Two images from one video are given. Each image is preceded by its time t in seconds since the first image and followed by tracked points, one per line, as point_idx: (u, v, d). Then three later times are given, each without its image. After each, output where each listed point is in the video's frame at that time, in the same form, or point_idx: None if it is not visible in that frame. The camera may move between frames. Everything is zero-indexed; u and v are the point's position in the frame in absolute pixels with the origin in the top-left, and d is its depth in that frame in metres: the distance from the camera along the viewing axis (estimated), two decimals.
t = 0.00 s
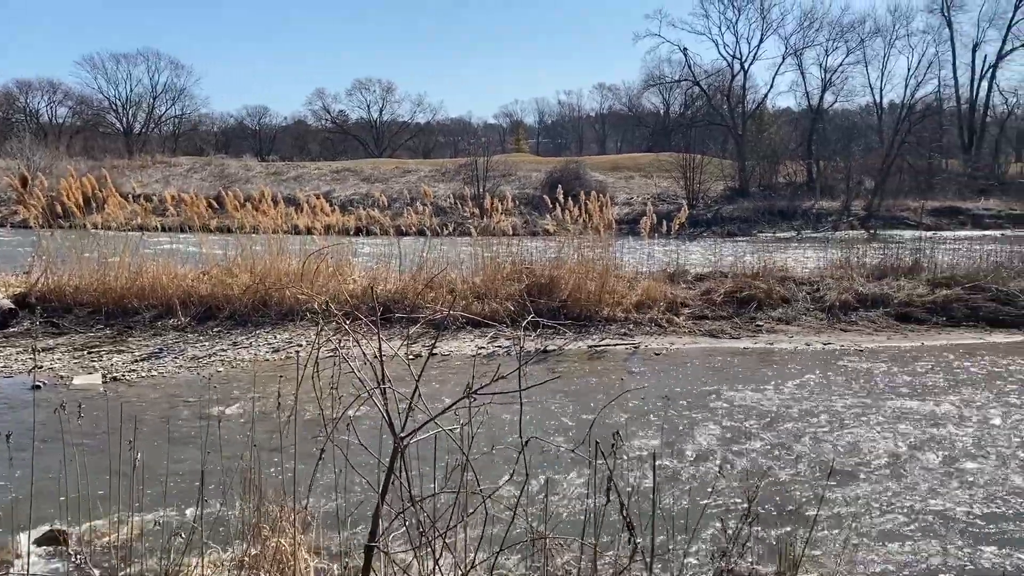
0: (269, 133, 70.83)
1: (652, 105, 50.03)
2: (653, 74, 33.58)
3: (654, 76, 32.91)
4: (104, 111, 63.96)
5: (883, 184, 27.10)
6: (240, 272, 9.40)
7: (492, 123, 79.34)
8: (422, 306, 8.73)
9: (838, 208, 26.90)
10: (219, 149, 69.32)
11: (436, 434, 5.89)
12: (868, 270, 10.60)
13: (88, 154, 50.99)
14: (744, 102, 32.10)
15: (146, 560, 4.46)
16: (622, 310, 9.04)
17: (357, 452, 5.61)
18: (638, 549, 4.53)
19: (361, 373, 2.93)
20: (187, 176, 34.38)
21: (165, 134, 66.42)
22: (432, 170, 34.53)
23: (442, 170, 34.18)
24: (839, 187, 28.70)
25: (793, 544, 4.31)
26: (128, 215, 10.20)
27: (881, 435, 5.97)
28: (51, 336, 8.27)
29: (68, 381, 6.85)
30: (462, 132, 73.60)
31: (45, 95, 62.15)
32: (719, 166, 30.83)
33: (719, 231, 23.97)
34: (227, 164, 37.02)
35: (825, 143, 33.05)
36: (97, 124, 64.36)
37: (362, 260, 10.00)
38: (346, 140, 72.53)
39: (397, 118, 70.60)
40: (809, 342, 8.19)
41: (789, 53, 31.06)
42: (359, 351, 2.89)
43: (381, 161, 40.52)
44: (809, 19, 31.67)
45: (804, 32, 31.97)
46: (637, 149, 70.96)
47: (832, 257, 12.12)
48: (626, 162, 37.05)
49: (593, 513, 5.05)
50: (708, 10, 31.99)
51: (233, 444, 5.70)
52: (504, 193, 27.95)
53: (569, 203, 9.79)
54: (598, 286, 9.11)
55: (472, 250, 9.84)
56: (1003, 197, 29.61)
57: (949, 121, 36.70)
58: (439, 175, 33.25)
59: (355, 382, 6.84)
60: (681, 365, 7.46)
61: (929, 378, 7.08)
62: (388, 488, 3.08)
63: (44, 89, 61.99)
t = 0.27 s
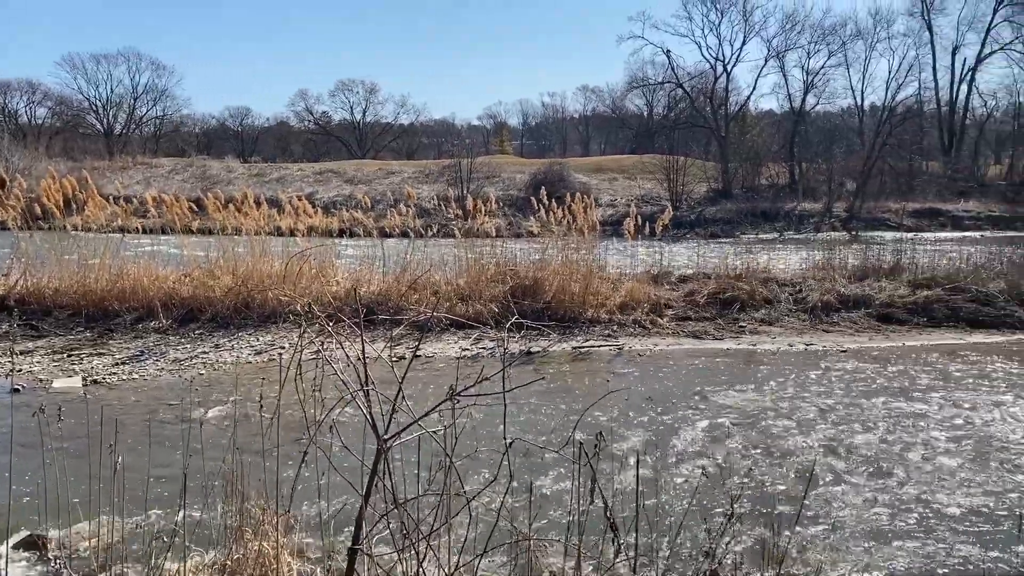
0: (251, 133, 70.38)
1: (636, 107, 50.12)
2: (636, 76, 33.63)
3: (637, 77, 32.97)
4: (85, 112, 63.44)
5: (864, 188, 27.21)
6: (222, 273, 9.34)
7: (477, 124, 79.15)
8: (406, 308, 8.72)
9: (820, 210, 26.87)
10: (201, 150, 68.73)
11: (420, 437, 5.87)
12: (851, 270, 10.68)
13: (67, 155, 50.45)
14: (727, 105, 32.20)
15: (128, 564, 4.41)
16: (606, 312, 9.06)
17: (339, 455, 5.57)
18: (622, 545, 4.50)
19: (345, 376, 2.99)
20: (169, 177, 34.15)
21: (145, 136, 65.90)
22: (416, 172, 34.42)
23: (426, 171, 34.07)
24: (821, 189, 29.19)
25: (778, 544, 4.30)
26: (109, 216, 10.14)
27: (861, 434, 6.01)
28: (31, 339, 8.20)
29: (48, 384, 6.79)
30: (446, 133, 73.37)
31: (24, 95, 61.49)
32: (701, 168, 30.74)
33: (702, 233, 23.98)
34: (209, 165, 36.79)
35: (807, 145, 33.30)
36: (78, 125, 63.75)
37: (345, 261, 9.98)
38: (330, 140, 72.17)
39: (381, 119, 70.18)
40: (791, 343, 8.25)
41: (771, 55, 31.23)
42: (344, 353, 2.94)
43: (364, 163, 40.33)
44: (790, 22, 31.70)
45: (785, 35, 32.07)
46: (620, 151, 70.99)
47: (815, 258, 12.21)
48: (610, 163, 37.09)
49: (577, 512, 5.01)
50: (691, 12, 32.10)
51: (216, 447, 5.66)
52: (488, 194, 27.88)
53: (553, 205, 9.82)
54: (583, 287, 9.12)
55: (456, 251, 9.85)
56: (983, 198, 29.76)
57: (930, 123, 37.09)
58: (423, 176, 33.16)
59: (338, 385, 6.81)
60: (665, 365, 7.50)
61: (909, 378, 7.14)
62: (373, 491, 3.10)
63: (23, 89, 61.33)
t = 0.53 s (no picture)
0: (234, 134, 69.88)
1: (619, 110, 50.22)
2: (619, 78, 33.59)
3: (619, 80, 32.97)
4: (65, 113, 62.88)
5: (845, 189, 27.90)
6: (204, 275, 9.30)
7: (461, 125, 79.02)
8: (389, 310, 8.73)
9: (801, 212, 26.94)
10: (184, 151, 68.19)
11: (402, 439, 5.87)
12: (831, 272, 10.78)
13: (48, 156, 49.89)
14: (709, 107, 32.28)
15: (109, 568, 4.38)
16: (590, 313, 9.09)
17: (322, 458, 5.56)
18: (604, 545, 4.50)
19: (328, 379, 3.05)
20: (150, 179, 33.92)
21: (127, 137, 65.31)
22: (400, 173, 34.34)
23: (410, 172, 34.03)
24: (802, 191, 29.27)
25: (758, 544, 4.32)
26: (89, 219, 10.08)
27: (839, 435, 6.06)
28: (10, 342, 8.14)
29: (27, 388, 6.74)
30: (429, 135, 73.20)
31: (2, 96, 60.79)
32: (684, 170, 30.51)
33: (684, 235, 24.02)
34: (191, 167, 36.56)
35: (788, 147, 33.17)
36: (58, 126, 63.11)
37: (328, 263, 9.97)
38: (313, 142, 71.81)
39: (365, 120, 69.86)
40: (773, 344, 8.32)
41: (753, 58, 31.38)
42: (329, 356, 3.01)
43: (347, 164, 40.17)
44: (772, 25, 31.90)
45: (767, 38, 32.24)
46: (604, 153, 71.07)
47: (797, 259, 12.31)
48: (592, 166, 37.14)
49: (560, 513, 5.01)
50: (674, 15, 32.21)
51: (198, 450, 5.64)
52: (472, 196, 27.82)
53: (537, 206, 9.86)
54: (566, 288, 9.15)
55: (440, 253, 9.86)
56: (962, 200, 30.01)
57: (911, 125, 37.48)
58: (407, 178, 33.07)
59: (321, 387, 6.81)
60: (647, 366, 7.55)
61: (886, 379, 7.21)
62: (355, 495, 3.11)
63: (2, 89, 60.64)
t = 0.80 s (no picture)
0: (215, 135, 69.28)
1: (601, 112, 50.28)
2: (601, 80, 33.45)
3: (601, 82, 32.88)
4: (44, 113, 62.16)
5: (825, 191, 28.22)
6: (185, 277, 9.24)
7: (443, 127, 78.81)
8: (372, 312, 8.71)
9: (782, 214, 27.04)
10: (165, 152, 67.53)
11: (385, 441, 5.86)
12: (812, 273, 10.86)
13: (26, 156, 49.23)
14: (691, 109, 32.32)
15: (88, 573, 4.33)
16: (573, 314, 9.11)
17: (303, 460, 5.54)
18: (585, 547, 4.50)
19: (309, 381, 3.08)
20: (130, 180, 33.64)
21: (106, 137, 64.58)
22: (383, 175, 34.20)
23: (393, 174, 33.86)
24: (782, 192, 29.58)
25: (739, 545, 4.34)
26: (69, 220, 10.00)
27: (817, 435, 6.11)
28: None
29: (5, 392, 6.68)
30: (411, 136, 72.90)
31: None
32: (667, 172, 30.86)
33: (666, 236, 23.99)
34: (172, 168, 36.25)
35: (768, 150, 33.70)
36: (36, 126, 62.33)
37: (310, 265, 9.93)
38: (295, 142, 71.33)
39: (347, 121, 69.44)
40: (755, 345, 8.38)
41: (735, 60, 31.48)
42: (314, 359, 3.04)
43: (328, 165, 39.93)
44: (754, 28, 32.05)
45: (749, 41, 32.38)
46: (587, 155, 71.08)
47: (778, 261, 12.42)
48: (575, 167, 37.07)
49: (543, 515, 5.00)
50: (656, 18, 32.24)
51: (179, 454, 5.60)
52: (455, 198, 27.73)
53: (520, 208, 9.89)
54: (550, 290, 9.17)
55: (423, 254, 9.86)
56: (941, 202, 30.37)
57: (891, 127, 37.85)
58: (390, 179, 32.92)
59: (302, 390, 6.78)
60: (630, 367, 7.58)
61: (865, 379, 7.27)
62: (336, 498, 3.12)
63: None
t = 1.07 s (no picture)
0: (196, 136, 68.63)
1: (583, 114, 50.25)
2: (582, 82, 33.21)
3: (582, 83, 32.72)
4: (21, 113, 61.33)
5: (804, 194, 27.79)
6: (165, 279, 9.18)
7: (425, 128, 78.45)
8: (354, 313, 8.70)
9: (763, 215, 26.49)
10: (144, 153, 66.82)
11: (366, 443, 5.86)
12: (793, 273, 10.94)
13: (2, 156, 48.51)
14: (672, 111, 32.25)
15: None
16: (556, 315, 9.14)
17: (284, 463, 5.54)
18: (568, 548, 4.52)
19: (290, 383, 3.07)
20: (110, 181, 33.37)
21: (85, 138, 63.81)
22: (365, 175, 34.03)
23: (375, 174, 33.70)
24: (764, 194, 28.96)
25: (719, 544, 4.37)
26: (46, 221, 9.92)
27: (795, 433, 6.17)
28: None
29: None
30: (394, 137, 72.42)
31: None
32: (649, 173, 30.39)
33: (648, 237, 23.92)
34: (152, 168, 35.92)
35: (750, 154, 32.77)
36: (13, 126, 61.50)
37: (291, 266, 9.91)
38: (276, 143, 70.77)
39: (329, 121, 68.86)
40: (736, 345, 8.44)
41: (716, 63, 31.46)
42: (295, 362, 3.04)
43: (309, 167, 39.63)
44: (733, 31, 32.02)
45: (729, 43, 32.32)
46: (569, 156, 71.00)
47: (759, 262, 12.53)
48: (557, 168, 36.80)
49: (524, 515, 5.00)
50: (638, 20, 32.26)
51: (158, 457, 5.57)
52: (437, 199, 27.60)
53: (504, 209, 9.92)
54: (532, 290, 9.20)
55: (406, 255, 9.86)
56: (919, 202, 30.12)
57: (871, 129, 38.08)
58: (372, 180, 32.75)
59: (283, 392, 6.77)
60: (612, 368, 7.63)
61: (844, 379, 7.35)
62: (316, 500, 3.13)
63: None
